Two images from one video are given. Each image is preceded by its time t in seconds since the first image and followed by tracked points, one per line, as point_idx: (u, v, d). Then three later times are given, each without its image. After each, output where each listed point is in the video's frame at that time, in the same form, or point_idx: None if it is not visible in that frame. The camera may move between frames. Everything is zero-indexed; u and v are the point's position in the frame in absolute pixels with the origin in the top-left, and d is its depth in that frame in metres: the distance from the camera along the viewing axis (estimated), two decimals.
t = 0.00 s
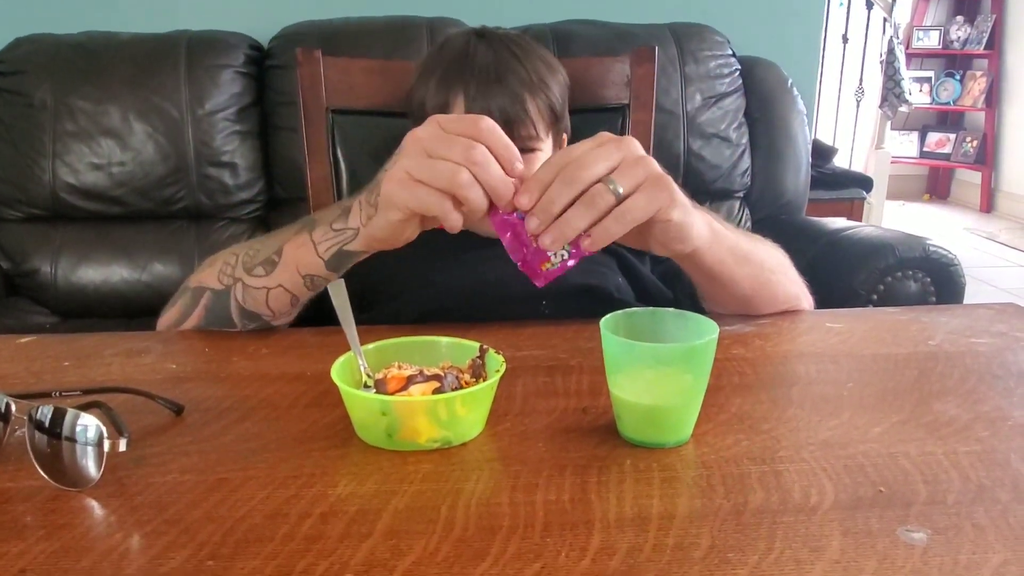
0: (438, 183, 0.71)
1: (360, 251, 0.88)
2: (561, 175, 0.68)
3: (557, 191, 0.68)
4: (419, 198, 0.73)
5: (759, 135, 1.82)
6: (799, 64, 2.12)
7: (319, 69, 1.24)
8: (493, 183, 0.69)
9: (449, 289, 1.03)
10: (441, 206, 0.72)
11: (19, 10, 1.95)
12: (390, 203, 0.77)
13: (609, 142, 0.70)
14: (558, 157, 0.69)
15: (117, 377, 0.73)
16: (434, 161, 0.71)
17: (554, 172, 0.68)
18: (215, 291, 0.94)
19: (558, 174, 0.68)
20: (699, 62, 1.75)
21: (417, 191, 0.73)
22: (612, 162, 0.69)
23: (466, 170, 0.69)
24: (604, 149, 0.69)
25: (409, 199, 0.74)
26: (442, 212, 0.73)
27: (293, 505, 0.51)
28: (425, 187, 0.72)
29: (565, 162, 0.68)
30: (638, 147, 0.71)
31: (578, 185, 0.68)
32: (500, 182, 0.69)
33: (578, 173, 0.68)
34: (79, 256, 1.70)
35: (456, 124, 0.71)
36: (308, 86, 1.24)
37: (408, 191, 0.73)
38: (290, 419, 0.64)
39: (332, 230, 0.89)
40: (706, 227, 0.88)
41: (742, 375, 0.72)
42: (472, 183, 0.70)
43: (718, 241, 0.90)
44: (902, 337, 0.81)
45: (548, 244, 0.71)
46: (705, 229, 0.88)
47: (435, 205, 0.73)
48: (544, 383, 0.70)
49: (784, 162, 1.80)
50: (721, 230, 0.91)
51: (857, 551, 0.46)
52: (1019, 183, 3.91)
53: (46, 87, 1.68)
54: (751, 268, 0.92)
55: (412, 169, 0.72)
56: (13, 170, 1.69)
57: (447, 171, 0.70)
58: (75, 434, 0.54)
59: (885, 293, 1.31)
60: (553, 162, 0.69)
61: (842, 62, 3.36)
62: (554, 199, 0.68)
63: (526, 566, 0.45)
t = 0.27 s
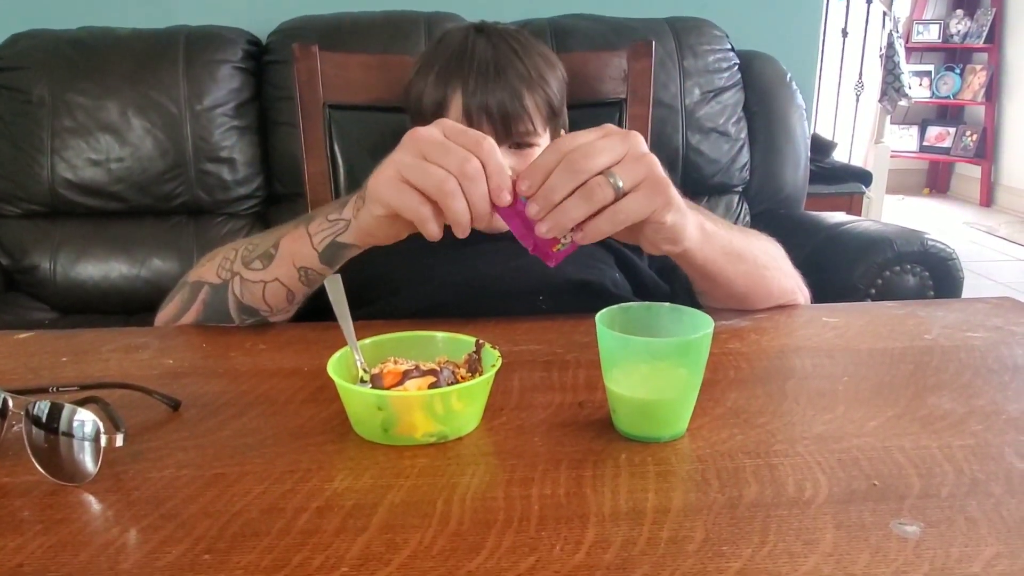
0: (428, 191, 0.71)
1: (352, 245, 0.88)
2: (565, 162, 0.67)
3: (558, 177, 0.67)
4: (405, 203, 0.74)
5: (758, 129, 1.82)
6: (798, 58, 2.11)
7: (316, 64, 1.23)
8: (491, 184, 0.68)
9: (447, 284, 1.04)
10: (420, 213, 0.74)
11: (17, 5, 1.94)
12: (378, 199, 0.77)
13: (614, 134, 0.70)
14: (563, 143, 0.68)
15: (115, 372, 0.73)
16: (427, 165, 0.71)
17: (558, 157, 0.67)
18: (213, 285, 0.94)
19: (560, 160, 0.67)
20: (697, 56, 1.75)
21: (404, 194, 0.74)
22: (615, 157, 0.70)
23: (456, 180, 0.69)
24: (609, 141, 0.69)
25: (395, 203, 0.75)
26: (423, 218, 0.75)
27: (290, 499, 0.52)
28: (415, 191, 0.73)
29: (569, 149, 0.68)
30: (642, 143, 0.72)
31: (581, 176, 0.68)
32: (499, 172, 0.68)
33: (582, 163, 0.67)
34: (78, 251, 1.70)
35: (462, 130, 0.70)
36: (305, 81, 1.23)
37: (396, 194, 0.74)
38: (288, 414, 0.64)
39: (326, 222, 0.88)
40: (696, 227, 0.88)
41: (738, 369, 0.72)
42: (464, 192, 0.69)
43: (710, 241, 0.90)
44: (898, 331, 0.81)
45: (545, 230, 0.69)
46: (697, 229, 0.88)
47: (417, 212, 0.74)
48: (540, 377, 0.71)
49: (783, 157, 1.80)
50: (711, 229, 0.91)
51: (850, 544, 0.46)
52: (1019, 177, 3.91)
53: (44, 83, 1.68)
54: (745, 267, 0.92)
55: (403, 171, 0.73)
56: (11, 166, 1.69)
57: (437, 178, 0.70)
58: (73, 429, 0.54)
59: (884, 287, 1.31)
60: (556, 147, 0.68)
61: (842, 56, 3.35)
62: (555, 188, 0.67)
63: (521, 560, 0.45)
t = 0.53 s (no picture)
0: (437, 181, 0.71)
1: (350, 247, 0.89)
2: (562, 176, 0.67)
3: (555, 190, 0.67)
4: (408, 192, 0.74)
5: (759, 126, 1.82)
6: (800, 55, 2.11)
7: (317, 62, 1.23)
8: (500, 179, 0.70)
9: (450, 281, 1.04)
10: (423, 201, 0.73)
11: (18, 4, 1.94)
12: (382, 187, 0.77)
13: (615, 144, 0.69)
14: (562, 155, 0.67)
15: (118, 371, 0.74)
16: (440, 156, 0.71)
17: (555, 170, 0.67)
18: (214, 284, 0.94)
19: (558, 173, 0.67)
20: (698, 53, 1.75)
21: (411, 182, 0.73)
22: (614, 169, 0.69)
23: (469, 170, 0.69)
24: (610, 152, 0.68)
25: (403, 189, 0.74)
26: (424, 207, 0.74)
27: (293, 497, 0.52)
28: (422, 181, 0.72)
29: (569, 162, 0.67)
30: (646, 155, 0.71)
31: (577, 190, 0.68)
32: (510, 170, 0.70)
33: (581, 177, 0.67)
34: (80, 250, 1.70)
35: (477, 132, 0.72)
36: (306, 79, 1.23)
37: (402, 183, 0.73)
38: (290, 412, 0.64)
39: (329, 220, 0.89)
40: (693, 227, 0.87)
41: (740, 366, 0.72)
42: (475, 184, 0.69)
43: (709, 243, 0.90)
44: (900, 328, 0.81)
45: (540, 240, 0.70)
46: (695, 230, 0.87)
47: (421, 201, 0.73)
48: (543, 375, 0.71)
49: (784, 154, 1.80)
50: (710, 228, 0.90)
51: (852, 540, 0.46)
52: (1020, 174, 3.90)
53: (45, 81, 1.68)
54: (744, 267, 0.92)
55: (413, 160, 0.72)
56: (13, 165, 1.69)
57: (449, 167, 0.70)
58: (77, 427, 0.54)
59: (885, 283, 1.31)
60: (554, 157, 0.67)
61: (843, 53, 3.35)
62: (551, 201, 0.68)
63: (524, 556, 0.45)
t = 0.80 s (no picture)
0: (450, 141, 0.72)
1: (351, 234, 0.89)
2: (563, 169, 0.69)
3: (551, 178, 0.70)
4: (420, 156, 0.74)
5: (759, 123, 1.82)
6: (800, 52, 2.11)
7: (317, 60, 1.23)
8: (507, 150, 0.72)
9: (450, 279, 1.04)
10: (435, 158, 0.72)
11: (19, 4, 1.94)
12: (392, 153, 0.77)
13: (623, 146, 0.69)
14: (568, 147, 0.68)
15: (120, 369, 0.74)
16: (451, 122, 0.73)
17: (556, 160, 0.69)
18: (218, 277, 0.94)
19: (560, 162, 0.69)
20: (698, 51, 1.75)
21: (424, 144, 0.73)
22: (615, 170, 0.70)
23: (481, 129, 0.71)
24: (616, 154, 0.69)
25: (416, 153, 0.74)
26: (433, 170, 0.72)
27: (295, 494, 0.52)
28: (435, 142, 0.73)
29: (572, 155, 0.69)
30: (650, 165, 0.71)
31: (574, 183, 0.70)
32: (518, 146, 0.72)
33: (580, 173, 0.69)
34: (81, 249, 1.70)
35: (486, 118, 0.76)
36: (306, 77, 1.23)
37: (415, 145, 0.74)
38: (291, 410, 0.64)
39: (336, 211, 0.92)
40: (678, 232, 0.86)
41: (741, 363, 0.72)
42: (486, 147, 0.71)
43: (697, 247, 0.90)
44: (901, 324, 0.81)
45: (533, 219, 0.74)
46: (681, 235, 0.87)
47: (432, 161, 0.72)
48: (544, 372, 0.71)
49: (785, 151, 1.80)
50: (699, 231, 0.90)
51: (854, 536, 0.46)
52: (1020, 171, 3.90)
53: (45, 81, 1.68)
54: (739, 266, 0.92)
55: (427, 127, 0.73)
56: (13, 164, 1.69)
57: (462, 129, 0.71)
58: (79, 425, 0.54)
59: (886, 280, 1.30)
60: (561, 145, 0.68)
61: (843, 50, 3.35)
62: (547, 188, 0.71)
63: (526, 553, 0.45)
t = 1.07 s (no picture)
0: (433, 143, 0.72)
1: (346, 237, 0.88)
2: (546, 183, 0.71)
3: (533, 188, 0.72)
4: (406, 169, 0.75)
5: (758, 121, 1.81)
6: (799, 50, 2.11)
7: (315, 59, 1.23)
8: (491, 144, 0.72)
9: (448, 278, 1.04)
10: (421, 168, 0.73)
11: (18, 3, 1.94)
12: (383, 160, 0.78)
13: (611, 169, 0.71)
14: (554, 163, 0.70)
15: (117, 368, 0.74)
16: (433, 125, 0.73)
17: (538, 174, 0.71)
18: (212, 280, 0.94)
19: (542, 176, 0.71)
20: (697, 49, 1.75)
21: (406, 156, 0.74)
22: (599, 191, 0.72)
23: (462, 130, 0.71)
24: (600, 177, 0.71)
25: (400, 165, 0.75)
26: (424, 178, 0.73)
27: (291, 493, 0.52)
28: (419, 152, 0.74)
29: (558, 172, 0.70)
30: (638, 193, 0.73)
31: (555, 197, 0.72)
32: (502, 137, 0.73)
33: (562, 190, 0.71)
34: (80, 248, 1.70)
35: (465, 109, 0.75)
36: (304, 76, 1.23)
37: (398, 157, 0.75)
38: (288, 409, 0.64)
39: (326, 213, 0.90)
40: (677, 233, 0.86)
41: (738, 361, 0.72)
42: (470, 143, 0.71)
43: (695, 249, 0.90)
44: (898, 322, 0.81)
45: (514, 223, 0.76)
46: (679, 237, 0.86)
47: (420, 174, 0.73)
48: (541, 371, 0.71)
49: (784, 149, 1.80)
50: (699, 233, 0.88)
51: (849, 533, 0.46)
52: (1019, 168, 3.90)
53: (44, 80, 1.68)
54: (737, 266, 0.91)
55: (407, 136, 0.74)
56: (12, 164, 1.69)
57: (441, 130, 0.72)
58: (74, 424, 0.54)
59: (884, 278, 1.30)
60: (546, 160, 0.70)
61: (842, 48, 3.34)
62: (529, 197, 0.73)
63: (521, 552, 0.45)
